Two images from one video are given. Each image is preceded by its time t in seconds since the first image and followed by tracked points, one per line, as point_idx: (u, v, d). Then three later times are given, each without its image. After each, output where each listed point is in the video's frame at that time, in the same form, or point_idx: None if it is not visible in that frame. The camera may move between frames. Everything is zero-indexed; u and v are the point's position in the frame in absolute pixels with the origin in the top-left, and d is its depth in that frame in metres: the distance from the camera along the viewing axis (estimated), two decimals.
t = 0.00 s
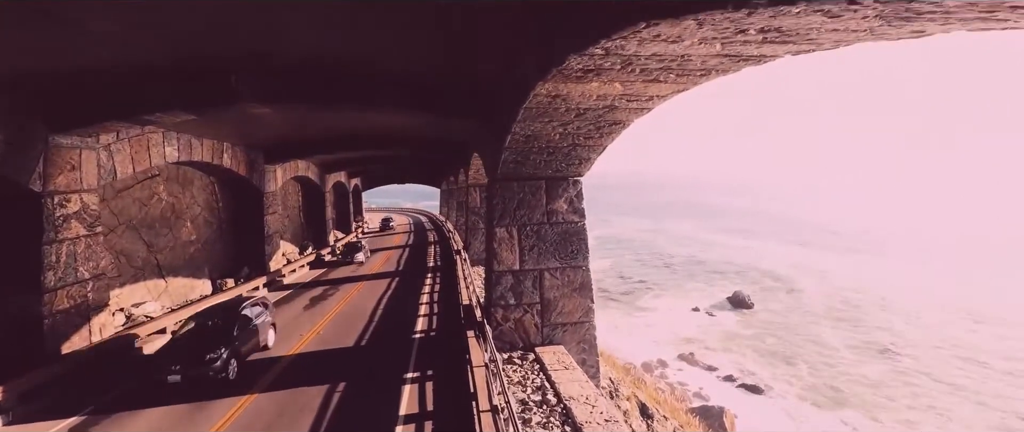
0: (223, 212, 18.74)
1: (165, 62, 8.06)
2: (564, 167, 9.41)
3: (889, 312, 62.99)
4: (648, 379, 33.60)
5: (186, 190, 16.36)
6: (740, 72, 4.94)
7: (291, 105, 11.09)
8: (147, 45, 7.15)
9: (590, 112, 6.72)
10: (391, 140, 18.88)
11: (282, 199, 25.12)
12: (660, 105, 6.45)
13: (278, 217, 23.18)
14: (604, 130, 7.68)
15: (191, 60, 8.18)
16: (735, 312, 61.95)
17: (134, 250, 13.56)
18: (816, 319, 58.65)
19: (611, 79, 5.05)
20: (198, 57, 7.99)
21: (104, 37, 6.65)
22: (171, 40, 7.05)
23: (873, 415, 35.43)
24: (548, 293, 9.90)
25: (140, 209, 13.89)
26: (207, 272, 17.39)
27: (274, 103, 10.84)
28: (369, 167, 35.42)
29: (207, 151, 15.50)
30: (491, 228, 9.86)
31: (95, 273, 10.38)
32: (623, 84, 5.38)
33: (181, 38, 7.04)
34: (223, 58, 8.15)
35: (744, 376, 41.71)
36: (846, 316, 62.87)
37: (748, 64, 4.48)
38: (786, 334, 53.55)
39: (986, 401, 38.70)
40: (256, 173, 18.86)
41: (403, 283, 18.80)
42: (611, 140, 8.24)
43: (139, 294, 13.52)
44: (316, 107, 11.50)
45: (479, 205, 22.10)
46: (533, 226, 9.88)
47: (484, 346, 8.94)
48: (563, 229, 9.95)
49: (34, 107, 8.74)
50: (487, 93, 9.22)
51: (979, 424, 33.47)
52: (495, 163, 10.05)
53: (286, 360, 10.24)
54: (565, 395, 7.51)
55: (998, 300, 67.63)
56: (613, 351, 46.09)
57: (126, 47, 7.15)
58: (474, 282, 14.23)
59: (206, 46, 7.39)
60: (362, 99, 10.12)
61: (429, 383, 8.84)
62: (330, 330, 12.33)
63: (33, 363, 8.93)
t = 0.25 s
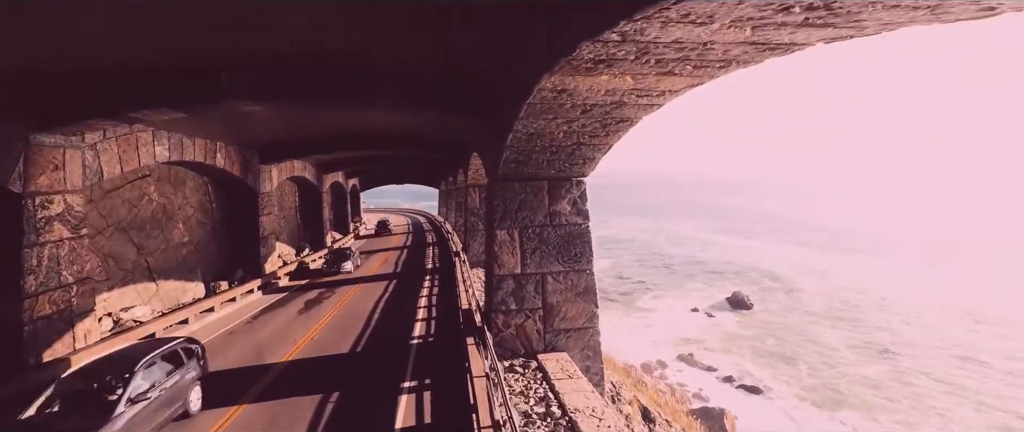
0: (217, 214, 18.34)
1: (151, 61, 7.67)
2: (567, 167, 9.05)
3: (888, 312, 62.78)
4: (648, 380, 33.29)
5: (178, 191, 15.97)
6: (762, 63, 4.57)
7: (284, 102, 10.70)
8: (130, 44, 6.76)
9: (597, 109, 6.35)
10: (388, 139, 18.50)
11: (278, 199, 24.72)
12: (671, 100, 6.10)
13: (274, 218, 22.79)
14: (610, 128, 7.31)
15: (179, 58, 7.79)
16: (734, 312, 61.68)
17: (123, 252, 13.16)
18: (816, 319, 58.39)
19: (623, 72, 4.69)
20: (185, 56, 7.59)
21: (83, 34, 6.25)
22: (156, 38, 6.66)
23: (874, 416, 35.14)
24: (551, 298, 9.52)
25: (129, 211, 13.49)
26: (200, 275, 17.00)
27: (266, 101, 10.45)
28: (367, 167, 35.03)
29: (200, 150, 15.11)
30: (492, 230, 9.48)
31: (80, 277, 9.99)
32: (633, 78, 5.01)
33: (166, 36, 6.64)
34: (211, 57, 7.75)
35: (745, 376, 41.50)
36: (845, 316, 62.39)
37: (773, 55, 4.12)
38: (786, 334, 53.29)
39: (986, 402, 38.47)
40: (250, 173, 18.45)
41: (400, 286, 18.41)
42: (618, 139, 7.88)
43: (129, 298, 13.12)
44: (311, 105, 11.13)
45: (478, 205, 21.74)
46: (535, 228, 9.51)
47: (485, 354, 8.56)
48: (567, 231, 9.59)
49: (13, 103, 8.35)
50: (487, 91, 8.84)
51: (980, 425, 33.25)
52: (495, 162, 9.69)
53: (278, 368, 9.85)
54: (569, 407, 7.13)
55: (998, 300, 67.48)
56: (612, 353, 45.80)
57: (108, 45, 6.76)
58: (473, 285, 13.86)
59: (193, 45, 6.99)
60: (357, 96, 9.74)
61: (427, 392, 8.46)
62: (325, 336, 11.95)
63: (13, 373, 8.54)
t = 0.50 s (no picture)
0: (213, 214, 17.92)
1: (136, 55, 7.26)
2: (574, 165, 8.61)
3: (891, 312, 62.35)
4: (650, 381, 32.88)
5: (171, 190, 15.54)
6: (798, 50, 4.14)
7: (277, 98, 10.28)
8: (110, 37, 6.32)
9: (609, 103, 5.92)
10: (387, 138, 18.07)
11: (276, 199, 24.28)
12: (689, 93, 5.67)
13: (271, 218, 22.36)
14: (622, 124, 6.88)
15: (164, 51, 7.37)
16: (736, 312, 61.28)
17: (113, 254, 12.74)
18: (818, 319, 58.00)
19: (644, 60, 4.25)
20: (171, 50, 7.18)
21: (56, 25, 5.84)
22: (137, 31, 6.23)
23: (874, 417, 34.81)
24: (557, 304, 9.09)
25: (120, 211, 13.06)
26: (195, 277, 16.58)
27: (259, 96, 10.02)
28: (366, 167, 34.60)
29: (193, 148, 14.68)
30: (495, 232, 9.04)
31: (65, 281, 9.55)
32: (653, 67, 4.58)
33: (145, 27, 6.19)
34: (197, 51, 7.33)
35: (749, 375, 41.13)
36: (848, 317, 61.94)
37: (813, 39, 3.71)
38: (788, 334, 52.86)
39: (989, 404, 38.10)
40: (247, 173, 18.03)
41: (400, 288, 18.00)
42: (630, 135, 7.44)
43: (119, 301, 12.70)
44: (306, 101, 10.70)
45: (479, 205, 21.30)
46: (541, 230, 9.08)
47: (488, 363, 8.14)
48: (574, 233, 9.15)
49: None
50: (491, 86, 8.43)
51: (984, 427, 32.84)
52: (498, 161, 9.27)
53: (272, 377, 9.43)
54: (579, 422, 6.69)
55: (1001, 300, 67.04)
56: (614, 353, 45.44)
57: (87, 39, 6.33)
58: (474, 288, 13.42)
59: (178, 38, 6.56)
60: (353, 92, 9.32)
61: (427, 404, 8.03)
62: (321, 341, 11.52)
63: None
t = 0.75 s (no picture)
0: (207, 214, 17.50)
1: (115, 53, 6.86)
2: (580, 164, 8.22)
3: (893, 312, 62.01)
4: (650, 381, 32.48)
5: (163, 190, 15.13)
6: (835, 35, 3.76)
7: (270, 94, 9.90)
8: (86, 34, 5.94)
9: (620, 96, 5.54)
10: (385, 136, 17.68)
11: (272, 198, 23.86)
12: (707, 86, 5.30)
13: (267, 218, 21.95)
14: (633, 119, 6.49)
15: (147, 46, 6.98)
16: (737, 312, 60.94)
17: (102, 257, 12.33)
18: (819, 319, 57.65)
19: (663, 46, 3.87)
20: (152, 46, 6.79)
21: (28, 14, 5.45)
22: (113, 23, 5.84)
23: (875, 417, 34.51)
24: (562, 309, 8.70)
25: (108, 212, 12.66)
26: (188, 279, 16.16)
27: (250, 92, 9.62)
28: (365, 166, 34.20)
29: (185, 147, 14.28)
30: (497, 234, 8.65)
31: (48, 285, 9.14)
32: (672, 55, 4.20)
33: (124, 24, 5.82)
34: (182, 49, 6.95)
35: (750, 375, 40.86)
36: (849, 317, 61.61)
37: (857, 19, 3.38)
38: (789, 333, 52.54)
39: (992, 405, 37.77)
40: (241, 172, 17.63)
41: (398, 290, 17.60)
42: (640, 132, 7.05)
43: (108, 305, 12.28)
44: (300, 97, 10.31)
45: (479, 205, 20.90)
46: (544, 232, 8.69)
47: (491, 372, 7.75)
48: (579, 235, 8.77)
49: None
50: (491, 85, 8.04)
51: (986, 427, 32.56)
52: (499, 161, 8.89)
53: (264, 385, 9.04)
54: None
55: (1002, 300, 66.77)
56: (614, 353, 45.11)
57: (61, 32, 5.95)
58: (475, 290, 13.03)
59: (160, 34, 6.18)
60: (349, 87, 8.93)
61: (426, 414, 7.64)
62: (316, 347, 11.13)
63: None
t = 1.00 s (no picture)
0: (198, 216, 17.02)
1: (92, 43, 6.42)
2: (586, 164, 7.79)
3: (893, 313, 61.73)
4: (650, 383, 32.10)
5: (153, 191, 14.67)
6: (883, 14, 3.31)
7: (260, 90, 9.45)
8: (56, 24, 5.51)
9: (633, 89, 5.11)
10: (381, 136, 17.23)
11: (267, 199, 23.37)
12: (728, 77, 4.87)
13: (261, 219, 21.49)
14: (645, 115, 6.08)
15: (125, 37, 6.54)
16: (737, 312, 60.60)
17: (87, 261, 11.88)
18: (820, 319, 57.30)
19: (689, 30, 3.45)
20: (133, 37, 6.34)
21: None
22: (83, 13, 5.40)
23: (876, 418, 34.21)
24: (567, 316, 8.26)
25: (94, 213, 12.19)
26: (179, 282, 15.70)
27: (238, 87, 9.17)
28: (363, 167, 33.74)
29: (174, 146, 13.82)
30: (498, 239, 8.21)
31: (23, 292, 8.69)
32: (697, 41, 3.77)
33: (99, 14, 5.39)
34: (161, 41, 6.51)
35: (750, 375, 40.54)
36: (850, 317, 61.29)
37: None
38: (790, 334, 52.15)
39: (994, 406, 37.49)
40: (234, 172, 17.16)
41: (395, 293, 17.15)
42: (652, 129, 6.63)
43: (93, 311, 11.83)
44: (291, 94, 9.89)
45: (478, 206, 20.47)
46: (548, 235, 8.26)
47: (492, 384, 7.31)
48: (585, 238, 8.34)
49: None
50: (492, 81, 7.59)
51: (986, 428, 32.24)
52: (500, 161, 8.45)
53: (254, 397, 8.60)
54: None
55: (1002, 300, 66.50)
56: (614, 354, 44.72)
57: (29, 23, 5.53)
58: (474, 295, 12.58)
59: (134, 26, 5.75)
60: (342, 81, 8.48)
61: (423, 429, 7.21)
62: (309, 354, 10.69)
63: None
